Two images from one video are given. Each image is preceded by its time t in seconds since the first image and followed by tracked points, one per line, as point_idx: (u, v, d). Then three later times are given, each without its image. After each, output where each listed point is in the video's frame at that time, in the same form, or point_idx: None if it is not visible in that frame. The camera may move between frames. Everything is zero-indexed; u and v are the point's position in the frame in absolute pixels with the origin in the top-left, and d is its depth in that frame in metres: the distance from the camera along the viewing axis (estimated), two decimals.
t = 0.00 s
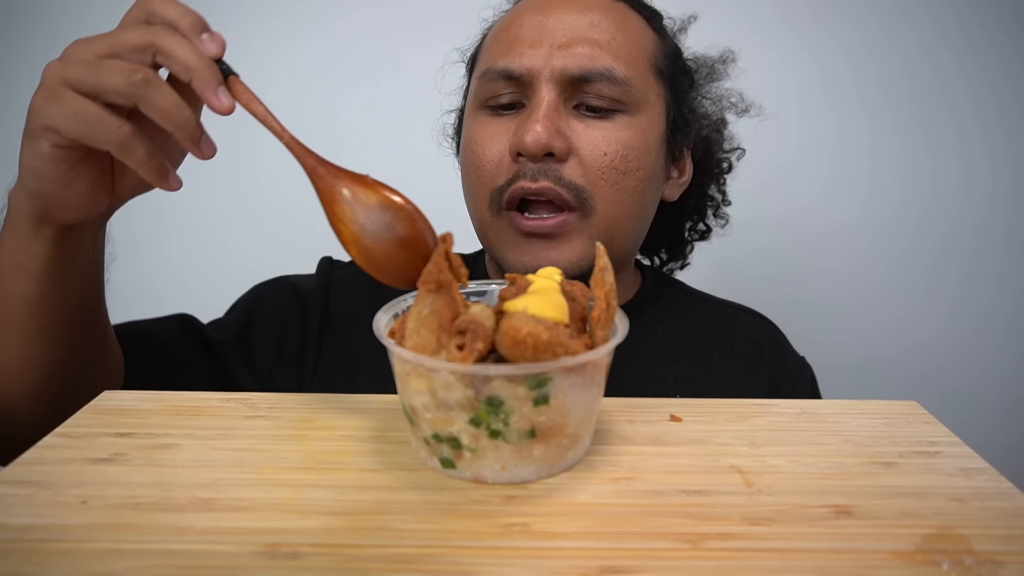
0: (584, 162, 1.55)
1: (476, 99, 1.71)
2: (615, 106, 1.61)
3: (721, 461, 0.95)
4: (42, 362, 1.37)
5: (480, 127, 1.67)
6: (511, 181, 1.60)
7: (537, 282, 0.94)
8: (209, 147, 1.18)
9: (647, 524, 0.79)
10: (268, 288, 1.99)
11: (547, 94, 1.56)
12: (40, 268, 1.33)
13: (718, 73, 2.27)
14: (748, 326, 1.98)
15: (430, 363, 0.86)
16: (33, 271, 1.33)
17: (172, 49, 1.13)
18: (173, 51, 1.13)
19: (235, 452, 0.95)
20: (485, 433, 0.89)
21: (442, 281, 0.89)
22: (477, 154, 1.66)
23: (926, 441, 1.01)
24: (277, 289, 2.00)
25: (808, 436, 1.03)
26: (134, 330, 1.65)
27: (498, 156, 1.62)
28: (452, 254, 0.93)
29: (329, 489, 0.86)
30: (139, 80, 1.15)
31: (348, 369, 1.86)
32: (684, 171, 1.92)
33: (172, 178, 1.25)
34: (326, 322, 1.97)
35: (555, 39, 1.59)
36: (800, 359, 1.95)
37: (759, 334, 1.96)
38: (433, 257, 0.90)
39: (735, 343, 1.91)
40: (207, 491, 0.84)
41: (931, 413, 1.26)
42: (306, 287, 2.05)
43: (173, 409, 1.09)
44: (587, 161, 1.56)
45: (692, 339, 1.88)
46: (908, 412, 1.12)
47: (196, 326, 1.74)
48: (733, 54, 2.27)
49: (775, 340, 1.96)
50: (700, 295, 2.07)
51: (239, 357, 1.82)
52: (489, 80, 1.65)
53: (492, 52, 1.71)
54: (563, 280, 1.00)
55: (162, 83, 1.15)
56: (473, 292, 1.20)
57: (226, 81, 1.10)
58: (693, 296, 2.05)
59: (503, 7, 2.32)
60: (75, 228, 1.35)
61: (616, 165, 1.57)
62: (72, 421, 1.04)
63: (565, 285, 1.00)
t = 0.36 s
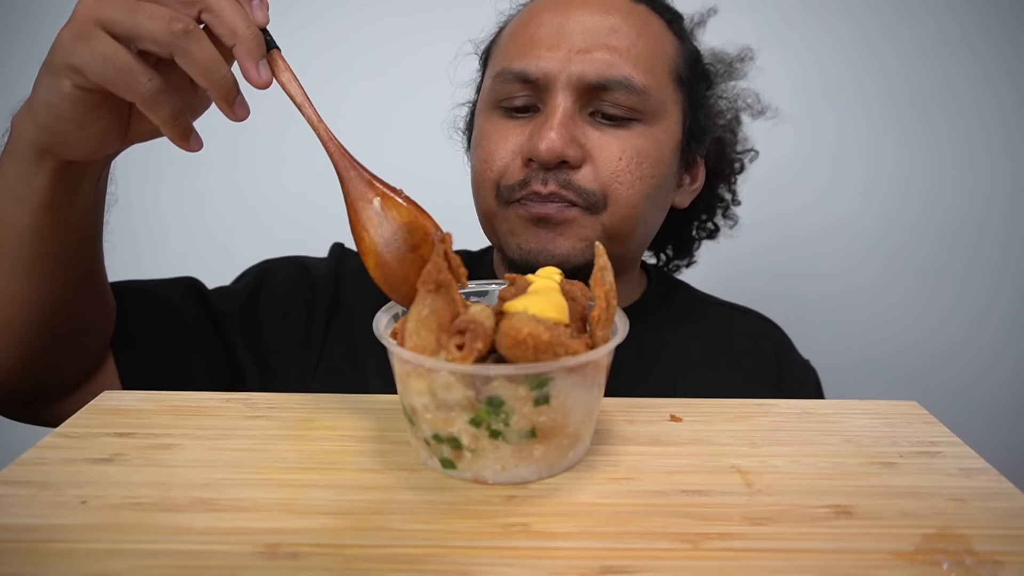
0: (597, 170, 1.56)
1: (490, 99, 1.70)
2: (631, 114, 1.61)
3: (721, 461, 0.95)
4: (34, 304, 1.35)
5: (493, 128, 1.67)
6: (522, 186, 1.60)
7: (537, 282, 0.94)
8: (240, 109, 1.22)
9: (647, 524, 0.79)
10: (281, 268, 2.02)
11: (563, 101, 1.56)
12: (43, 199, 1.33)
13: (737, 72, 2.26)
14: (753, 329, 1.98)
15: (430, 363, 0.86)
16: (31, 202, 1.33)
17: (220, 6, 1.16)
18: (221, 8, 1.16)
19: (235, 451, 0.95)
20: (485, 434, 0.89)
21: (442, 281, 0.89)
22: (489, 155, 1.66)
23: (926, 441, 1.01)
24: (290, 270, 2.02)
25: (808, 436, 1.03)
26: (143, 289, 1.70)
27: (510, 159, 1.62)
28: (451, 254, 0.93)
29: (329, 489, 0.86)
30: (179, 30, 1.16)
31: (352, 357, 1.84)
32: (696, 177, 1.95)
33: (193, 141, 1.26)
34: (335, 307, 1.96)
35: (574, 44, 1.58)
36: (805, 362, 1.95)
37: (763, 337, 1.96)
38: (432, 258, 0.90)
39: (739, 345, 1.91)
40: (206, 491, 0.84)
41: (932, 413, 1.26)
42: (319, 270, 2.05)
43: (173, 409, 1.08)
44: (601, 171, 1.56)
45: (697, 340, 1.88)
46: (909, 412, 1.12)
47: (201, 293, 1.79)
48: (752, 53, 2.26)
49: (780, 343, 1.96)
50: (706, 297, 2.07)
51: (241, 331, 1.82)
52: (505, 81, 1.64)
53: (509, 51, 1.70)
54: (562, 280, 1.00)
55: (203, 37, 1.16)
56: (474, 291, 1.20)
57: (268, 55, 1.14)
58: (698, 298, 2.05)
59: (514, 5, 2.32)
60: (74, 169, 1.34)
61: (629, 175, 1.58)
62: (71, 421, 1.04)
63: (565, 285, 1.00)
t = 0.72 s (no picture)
0: (596, 178, 1.56)
1: (492, 101, 1.70)
2: (631, 120, 1.61)
3: (721, 461, 0.95)
4: (31, 261, 1.36)
5: (493, 131, 1.67)
6: (521, 191, 1.60)
7: (537, 282, 0.94)
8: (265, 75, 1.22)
9: (647, 524, 0.79)
10: (291, 252, 2.00)
11: (564, 106, 1.56)
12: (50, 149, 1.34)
13: (745, 70, 2.26)
14: (754, 329, 1.98)
15: (430, 363, 0.86)
16: (41, 146, 1.34)
17: None
18: None
19: (235, 451, 0.95)
20: (485, 434, 0.89)
21: (442, 281, 0.89)
22: (489, 159, 1.66)
23: (926, 441, 1.01)
24: (299, 255, 2.00)
25: (807, 435, 1.03)
26: (151, 265, 1.70)
27: (509, 164, 1.62)
28: (450, 254, 0.93)
29: (329, 489, 0.86)
30: None
31: (359, 350, 1.83)
32: (699, 181, 1.95)
33: (210, 102, 1.27)
34: (342, 297, 1.95)
35: (576, 48, 1.57)
36: (806, 363, 1.95)
37: (764, 337, 1.96)
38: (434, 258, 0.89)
39: (740, 345, 1.91)
40: (206, 491, 0.84)
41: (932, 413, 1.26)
42: (327, 258, 2.03)
43: (173, 409, 1.08)
44: (599, 179, 1.57)
45: (698, 340, 1.88)
46: (909, 412, 1.13)
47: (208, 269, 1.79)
48: (760, 51, 2.26)
49: (781, 343, 1.97)
50: (707, 298, 2.08)
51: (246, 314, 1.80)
52: (506, 83, 1.64)
53: (511, 53, 1.70)
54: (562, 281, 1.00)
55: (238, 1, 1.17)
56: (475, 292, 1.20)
57: (299, 28, 1.14)
58: (699, 299, 2.05)
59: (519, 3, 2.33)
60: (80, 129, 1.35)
61: (628, 183, 1.58)
62: (71, 420, 1.04)
63: (565, 285, 1.00)
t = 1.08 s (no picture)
0: (603, 183, 1.58)
1: (496, 104, 1.69)
2: (637, 125, 1.62)
3: (721, 461, 0.95)
4: (37, 250, 1.37)
5: (498, 134, 1.66)
6: (527, 195, 1.61)
7: (536, 282, 0.94)
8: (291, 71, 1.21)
9: (647, 524, 0.79)
10: (298, 246, 1.99)
11: (570, 112, 1.56)
12: (58, 140, 1.34)
13: (745, 66, 2.27)
14: (755, 330, 1.98)
15: (429, 363, 0.86)
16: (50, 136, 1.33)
17: None
18: None
19: (235, 451, 0.95)
20: (485, 434, 0.89)
21: (443, 281, 0.89)
22: (494, 162, 1.65)
23: (926, 441, 1.01)
24: (306, 249, 1.99)
25: (807, 436, 1.03)
26: (158, 257, 1.70)
27: (514, 168, 1.62)
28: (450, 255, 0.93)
29: (329, 489, 0.86)
30: None
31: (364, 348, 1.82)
32: (699, 184, 1.95)
33: (233, 99, 1.26)
34: (347, 293, 1.94)
35: (582, 53, 1.57)
36: (806, 363, 1.95)
37: (765, 338, 1.96)
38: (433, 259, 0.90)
39: (741, 345, 1.91)
40: (207, 491, 0.84)
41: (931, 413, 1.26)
42: (334, 253, 2.01)
43: (174, 409, 1.08)
44: (606, 184, 1.58)
45: (699, 341, 1.88)
46: (908, 412, 1.13)
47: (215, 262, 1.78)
48: (760, 48, 2.27)
49: (781, 343, 1.97)
50: (707, 298, 2.08)
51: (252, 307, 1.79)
52: (511, 87, 1.63)
53: (515, 57, 1.69)
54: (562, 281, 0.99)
55: None
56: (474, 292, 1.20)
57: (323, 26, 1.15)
58: (700, 299, 2.05)
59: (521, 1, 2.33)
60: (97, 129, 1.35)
61: (635, 188, 1.60)
62: (72, 420, 1.04)
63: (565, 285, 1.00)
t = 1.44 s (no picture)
0: (610, 183, 1.58)
1: (499, 104, 1.69)
2: (643, 125, 1.62)
3: (721, 461, 0.95)
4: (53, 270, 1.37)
5: (501, 136, 1.66)
6: (534, 196, 1.61)
7: (537, 277, 0.93)
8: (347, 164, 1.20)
9: (646, 524, 0.79)
10: (302, 244, 2.01)
11: (576, 113, 1.56)
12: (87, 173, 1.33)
13: (735, 65, 2.26)
14: (756, 331, 1.98)
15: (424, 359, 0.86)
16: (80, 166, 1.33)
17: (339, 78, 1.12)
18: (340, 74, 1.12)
19: (235, 452, 0.95)
20: (485, 432, 0.89)
21: (434, 271, 0.90)
22: (499, 163, 1.65)
23: (926, 441, 1.01)
24: (310, 247, 2.00)
25: (807, 436, 1.03)
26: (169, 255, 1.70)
27: (520, 169, 1.62)
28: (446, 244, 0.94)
29: (329, 489, 0.85)
30: (296, 91, 1.11)
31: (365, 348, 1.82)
32: (699, 182, 1.95)
33: (293, 184, 1.27)
34: (350, 293, 1.94)
35: (587, 54, 1.57)
36: (806, 364, 1.95)
37: (765, 338, 1.96)
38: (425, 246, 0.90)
39: (742, 345, 1.91)
40: (206, 491, 0.84)
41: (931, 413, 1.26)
42: (338, 254, 2.02)
43: (174, 409, 1.08)
44: (613, 184, 1.58)
45: (700, 341, 1.88)
46: (908, 412, 1.13)
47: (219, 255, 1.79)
48: (750, 46, 2.26)
49: (782, 344, 1.97)
50: (708, 298, 2.07)
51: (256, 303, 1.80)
52: (514, 88, 1.63)
53: (518, 57, 1.68)
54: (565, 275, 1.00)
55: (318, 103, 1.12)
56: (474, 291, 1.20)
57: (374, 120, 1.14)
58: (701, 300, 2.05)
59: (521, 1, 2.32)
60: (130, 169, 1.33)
61: (641, 187, 1.60)
62: (72, 421, 1.04)
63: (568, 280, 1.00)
